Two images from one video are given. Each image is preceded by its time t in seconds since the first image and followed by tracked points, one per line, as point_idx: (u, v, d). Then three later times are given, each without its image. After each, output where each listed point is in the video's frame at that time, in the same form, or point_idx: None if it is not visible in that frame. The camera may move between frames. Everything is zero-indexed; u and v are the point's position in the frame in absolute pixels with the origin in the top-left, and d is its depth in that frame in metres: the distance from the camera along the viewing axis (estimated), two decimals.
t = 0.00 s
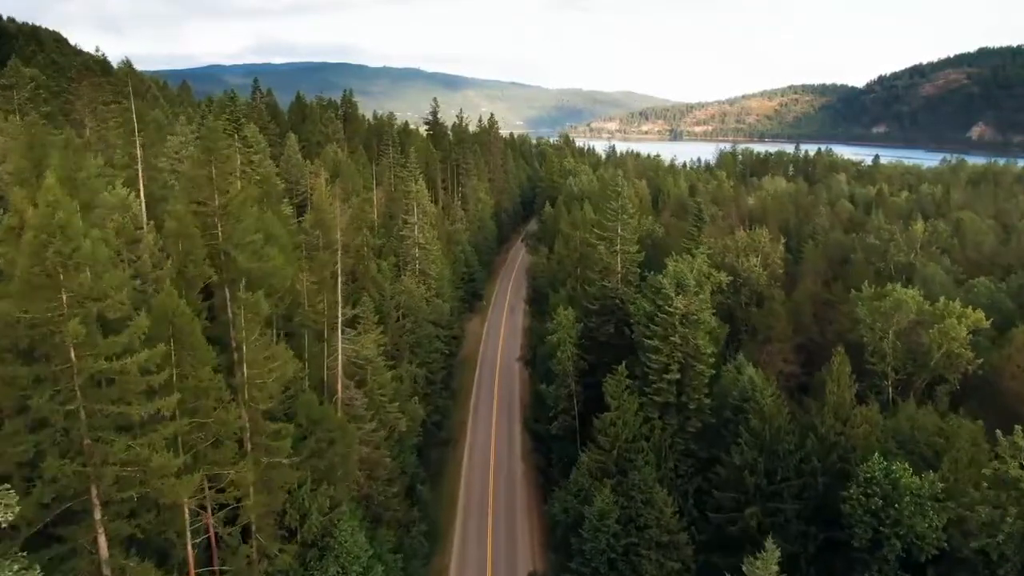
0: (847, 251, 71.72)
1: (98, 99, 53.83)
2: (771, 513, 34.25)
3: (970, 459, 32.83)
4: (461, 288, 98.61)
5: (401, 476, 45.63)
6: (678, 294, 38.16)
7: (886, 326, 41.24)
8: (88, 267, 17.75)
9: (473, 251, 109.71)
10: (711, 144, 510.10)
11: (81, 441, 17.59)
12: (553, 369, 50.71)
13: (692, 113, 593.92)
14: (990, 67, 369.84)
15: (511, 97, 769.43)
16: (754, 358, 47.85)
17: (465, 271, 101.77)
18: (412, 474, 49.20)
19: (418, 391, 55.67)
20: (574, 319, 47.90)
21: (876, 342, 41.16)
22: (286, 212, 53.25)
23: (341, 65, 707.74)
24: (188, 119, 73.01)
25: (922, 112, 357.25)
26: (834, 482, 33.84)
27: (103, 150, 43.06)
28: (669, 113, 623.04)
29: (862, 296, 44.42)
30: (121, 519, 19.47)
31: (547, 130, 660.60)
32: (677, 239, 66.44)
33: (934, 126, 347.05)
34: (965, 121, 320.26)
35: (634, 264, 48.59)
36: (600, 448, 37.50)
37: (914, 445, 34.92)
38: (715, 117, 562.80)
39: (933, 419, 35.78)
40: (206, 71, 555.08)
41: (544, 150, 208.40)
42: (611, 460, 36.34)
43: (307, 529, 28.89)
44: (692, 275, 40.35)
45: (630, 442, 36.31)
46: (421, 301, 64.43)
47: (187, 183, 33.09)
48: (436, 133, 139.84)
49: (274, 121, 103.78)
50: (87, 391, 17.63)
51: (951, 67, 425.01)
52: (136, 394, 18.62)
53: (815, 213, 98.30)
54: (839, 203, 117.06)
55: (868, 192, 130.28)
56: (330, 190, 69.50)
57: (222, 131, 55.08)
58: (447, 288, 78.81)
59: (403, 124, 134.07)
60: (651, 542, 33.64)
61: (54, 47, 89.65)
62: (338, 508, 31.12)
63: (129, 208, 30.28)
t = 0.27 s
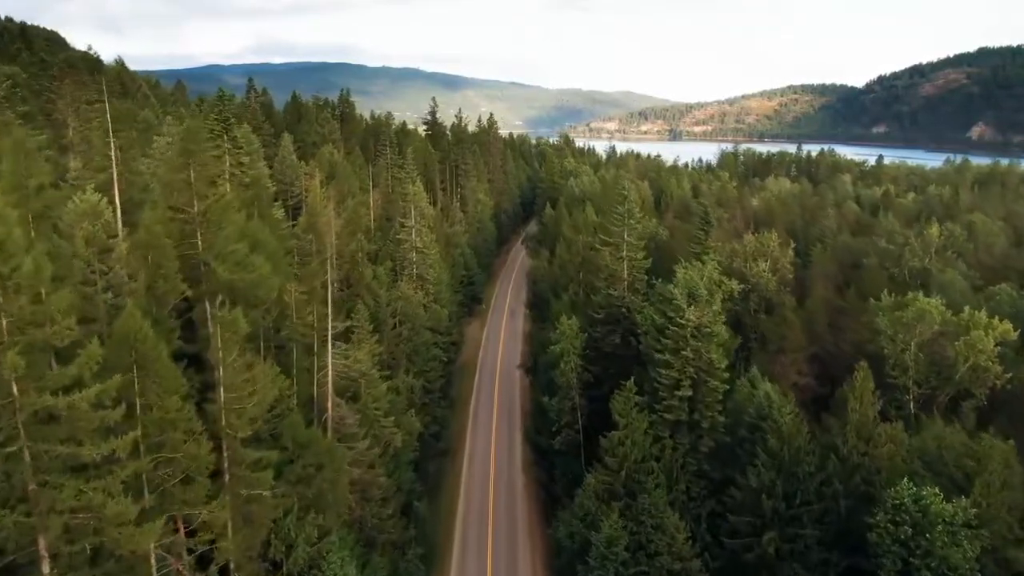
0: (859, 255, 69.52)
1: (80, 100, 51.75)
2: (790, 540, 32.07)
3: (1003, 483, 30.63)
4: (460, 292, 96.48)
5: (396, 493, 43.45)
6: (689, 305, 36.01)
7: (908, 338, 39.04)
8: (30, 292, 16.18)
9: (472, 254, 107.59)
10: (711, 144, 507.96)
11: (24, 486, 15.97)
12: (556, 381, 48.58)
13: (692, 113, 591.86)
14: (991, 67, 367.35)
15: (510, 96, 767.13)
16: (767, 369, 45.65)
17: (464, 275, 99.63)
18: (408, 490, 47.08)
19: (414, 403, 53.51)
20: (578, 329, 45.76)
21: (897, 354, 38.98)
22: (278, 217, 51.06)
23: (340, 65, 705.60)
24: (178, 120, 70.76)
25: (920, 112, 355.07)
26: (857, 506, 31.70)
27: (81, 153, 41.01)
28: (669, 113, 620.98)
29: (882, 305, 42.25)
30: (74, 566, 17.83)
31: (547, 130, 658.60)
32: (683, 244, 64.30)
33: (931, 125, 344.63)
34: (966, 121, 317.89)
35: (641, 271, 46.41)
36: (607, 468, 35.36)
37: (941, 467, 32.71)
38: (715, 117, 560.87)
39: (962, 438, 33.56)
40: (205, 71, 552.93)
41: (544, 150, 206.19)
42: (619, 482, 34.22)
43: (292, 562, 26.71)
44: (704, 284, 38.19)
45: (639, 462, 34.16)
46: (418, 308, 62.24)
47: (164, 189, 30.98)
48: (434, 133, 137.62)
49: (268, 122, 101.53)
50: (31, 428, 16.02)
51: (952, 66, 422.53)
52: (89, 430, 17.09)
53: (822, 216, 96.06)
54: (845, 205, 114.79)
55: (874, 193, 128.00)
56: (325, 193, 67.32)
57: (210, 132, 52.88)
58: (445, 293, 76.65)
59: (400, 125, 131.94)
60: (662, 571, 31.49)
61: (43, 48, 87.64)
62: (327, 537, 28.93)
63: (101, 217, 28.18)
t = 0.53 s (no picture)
0: (870, 259, 67.23)
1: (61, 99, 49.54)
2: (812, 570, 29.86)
3: None
4: (458, 296, 94.23)
5: (391, 513, 41.23)
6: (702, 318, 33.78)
7: (933, 351, 36.82)
8: None
9: (471, 256, 105.39)
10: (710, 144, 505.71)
11: None
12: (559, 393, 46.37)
13: (691, 112, 589.90)
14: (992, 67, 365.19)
15: (509, 96, 764.73)
16: (781, 381, 43.38)
17: (462, 278, 97.31)
18: (403, 508, 44.88)
19: (410, 415, 51.27)
20: (582, 339, 43.53)
21: (921, 368, 36.75)
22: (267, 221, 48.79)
23: (338, 65, 703.10)
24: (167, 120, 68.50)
25: (920, 112, 352.86)
26: (884, 535, 29.51)
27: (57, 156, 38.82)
28: (668, 113, 618.95)
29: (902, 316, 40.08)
30: None
31: (546, 130, 656.36)
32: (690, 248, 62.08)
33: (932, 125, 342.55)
34: (966, 121, 315.64)
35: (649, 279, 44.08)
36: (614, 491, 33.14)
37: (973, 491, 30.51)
38: (715, 117, 558.78)
39: (995, 460, 31.34)
40: (203, 70, 550.16)
41: (544, 151, 203.69)
42: (627, 507, 31.98)
43: None
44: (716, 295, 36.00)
45: (649, 486, 31.91)
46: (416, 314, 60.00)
47: (135, 196, 28.66)
48: (433, 134, 135.17)
49: (262, 122, 99.19)
50: None
51: (952, 66, 420.42)
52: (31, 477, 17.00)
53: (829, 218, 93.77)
54: (851, 207, 112.32)
55: (879, 195, 125.64)
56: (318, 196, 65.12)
57: (197, 133, 50.62)
58: (443, 298, 74.41)
59: (398, 125, 129.67)
60: None
61: (30, 46, 85.33)
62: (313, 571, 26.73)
63: (67, 225, 25.92)
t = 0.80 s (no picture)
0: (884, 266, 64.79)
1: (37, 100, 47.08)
2: None
3: None
4: (457, 301, 91.66)
5: (385, 540, 38.69)
6: (721, 335, 31.28)
7: (966, 369, 34.33)
8: None
9: (470, 260, 102.85)
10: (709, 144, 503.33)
11: None
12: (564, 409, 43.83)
13: (690, 112, 587.57)
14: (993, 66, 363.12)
15: (508, 96, 762.28)
16: (799, 398, 40.92)
17: (461, 283, 94.72)
18: (398, 532, 42.36)
19: (406, 431, 48.75)
20: (588, 353, 40.96)
21: (954, 387, 34.26)
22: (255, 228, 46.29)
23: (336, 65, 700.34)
24: (154, 120, 66.00)
25: (920, 112, 350.57)
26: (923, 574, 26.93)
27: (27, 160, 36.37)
28: (667, 113, 616.70)
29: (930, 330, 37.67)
30: None
31: (545, 131, 653.92)
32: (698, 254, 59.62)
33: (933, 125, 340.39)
34: (966, 121, 313.42)
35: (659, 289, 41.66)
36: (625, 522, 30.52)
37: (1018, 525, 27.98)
38: (714, 117, 556.52)
39: None
40: (201, 70, 547.31)
41: (543, 152, 199.89)
42: (640, 542, 29.29)
43: None
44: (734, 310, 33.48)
45: (664, 518, 29.25)
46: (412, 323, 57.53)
47: (99, 205, 26.13)
48: (431, 134, 132.69)
49: (255, 122, 96.74)
50: None
51: (952, 66, 418.34)
52: None
53: (838, 221, 91.32)
54: (858, 209, 109.82)
55: (885, 197, 123.19)
56: (311, 199, 62.70)
57: (181, 134, 48.18)
58: (441, 305, 71.88)
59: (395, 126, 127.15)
60: None
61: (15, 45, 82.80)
62: None
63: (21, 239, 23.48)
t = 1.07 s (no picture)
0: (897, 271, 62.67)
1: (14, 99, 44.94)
2: None
3: None
4: (456, 306, 89.51)
5: (379, 564, 36.57)
6: (739, 351, 29.13)
7: (999, 385, 32.16)
8: None
9: (470, 262, 100.65)
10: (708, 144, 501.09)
11: None
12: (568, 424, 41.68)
13: (689, 112, 585.78)
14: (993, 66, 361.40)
15: (507, 96, 759.77)
16: (816, 413, 38.80)
17: (460, 287, 92.60)
18: (393, 554, 40.26)
19: (401, 446, 46.66)
20: (594, 366, 38.87)
21: (986, 405, 32.08)
22: (243, 233, 44.15)
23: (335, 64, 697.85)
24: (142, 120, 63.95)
25: (920, 112, 348.59)
26: None
27: None
28: (667, 113, 614.72)
29: (958, 343, 35.47)
30: None
31: (544, 131, 652.09)
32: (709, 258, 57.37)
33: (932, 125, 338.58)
34: (966, 121, 311.53)
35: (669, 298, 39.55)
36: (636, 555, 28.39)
37: None
38: (714, 117, 555.04)
39: None
40: (199, 70, 545.28)
41: (543, 152, 197.58)
42: None
43: None
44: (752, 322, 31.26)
45: (679, 550, 27.24)
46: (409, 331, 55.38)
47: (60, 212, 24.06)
48: (429, 134, 130.59)
49: (250, 123, 94.71)
50: None
51: (952, 66, 416.67)
52: None
53: (845, 223, 89.24)
54: (865, 211, 107.72)
55: (891, 198, 121.12)
56: (304, 203, 60.61)
57: (167, 136, 46.07)
58: (440, 311, 69.70)
59: (393, 126, 124.94)
60: None
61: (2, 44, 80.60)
62: None
63: None
